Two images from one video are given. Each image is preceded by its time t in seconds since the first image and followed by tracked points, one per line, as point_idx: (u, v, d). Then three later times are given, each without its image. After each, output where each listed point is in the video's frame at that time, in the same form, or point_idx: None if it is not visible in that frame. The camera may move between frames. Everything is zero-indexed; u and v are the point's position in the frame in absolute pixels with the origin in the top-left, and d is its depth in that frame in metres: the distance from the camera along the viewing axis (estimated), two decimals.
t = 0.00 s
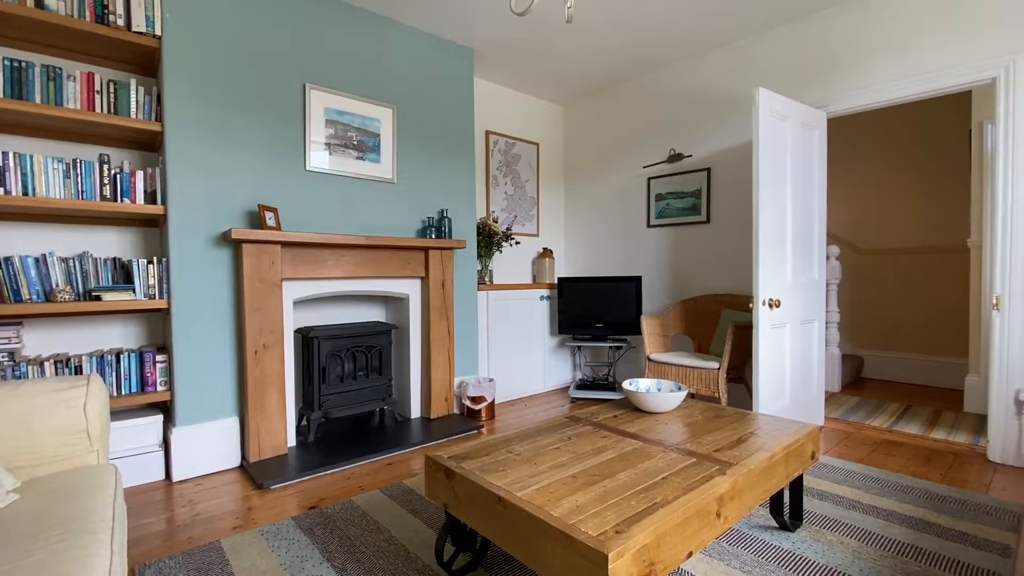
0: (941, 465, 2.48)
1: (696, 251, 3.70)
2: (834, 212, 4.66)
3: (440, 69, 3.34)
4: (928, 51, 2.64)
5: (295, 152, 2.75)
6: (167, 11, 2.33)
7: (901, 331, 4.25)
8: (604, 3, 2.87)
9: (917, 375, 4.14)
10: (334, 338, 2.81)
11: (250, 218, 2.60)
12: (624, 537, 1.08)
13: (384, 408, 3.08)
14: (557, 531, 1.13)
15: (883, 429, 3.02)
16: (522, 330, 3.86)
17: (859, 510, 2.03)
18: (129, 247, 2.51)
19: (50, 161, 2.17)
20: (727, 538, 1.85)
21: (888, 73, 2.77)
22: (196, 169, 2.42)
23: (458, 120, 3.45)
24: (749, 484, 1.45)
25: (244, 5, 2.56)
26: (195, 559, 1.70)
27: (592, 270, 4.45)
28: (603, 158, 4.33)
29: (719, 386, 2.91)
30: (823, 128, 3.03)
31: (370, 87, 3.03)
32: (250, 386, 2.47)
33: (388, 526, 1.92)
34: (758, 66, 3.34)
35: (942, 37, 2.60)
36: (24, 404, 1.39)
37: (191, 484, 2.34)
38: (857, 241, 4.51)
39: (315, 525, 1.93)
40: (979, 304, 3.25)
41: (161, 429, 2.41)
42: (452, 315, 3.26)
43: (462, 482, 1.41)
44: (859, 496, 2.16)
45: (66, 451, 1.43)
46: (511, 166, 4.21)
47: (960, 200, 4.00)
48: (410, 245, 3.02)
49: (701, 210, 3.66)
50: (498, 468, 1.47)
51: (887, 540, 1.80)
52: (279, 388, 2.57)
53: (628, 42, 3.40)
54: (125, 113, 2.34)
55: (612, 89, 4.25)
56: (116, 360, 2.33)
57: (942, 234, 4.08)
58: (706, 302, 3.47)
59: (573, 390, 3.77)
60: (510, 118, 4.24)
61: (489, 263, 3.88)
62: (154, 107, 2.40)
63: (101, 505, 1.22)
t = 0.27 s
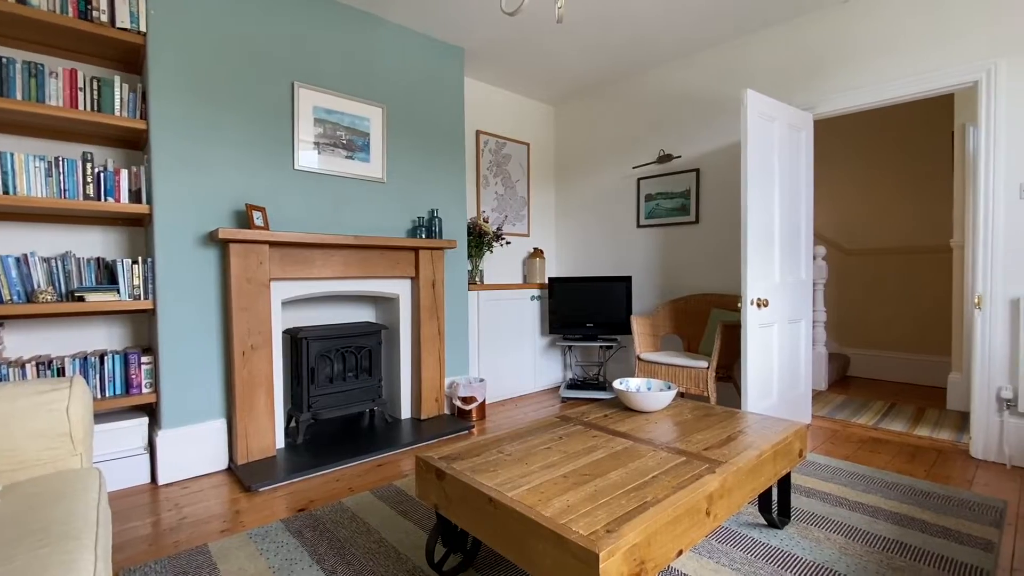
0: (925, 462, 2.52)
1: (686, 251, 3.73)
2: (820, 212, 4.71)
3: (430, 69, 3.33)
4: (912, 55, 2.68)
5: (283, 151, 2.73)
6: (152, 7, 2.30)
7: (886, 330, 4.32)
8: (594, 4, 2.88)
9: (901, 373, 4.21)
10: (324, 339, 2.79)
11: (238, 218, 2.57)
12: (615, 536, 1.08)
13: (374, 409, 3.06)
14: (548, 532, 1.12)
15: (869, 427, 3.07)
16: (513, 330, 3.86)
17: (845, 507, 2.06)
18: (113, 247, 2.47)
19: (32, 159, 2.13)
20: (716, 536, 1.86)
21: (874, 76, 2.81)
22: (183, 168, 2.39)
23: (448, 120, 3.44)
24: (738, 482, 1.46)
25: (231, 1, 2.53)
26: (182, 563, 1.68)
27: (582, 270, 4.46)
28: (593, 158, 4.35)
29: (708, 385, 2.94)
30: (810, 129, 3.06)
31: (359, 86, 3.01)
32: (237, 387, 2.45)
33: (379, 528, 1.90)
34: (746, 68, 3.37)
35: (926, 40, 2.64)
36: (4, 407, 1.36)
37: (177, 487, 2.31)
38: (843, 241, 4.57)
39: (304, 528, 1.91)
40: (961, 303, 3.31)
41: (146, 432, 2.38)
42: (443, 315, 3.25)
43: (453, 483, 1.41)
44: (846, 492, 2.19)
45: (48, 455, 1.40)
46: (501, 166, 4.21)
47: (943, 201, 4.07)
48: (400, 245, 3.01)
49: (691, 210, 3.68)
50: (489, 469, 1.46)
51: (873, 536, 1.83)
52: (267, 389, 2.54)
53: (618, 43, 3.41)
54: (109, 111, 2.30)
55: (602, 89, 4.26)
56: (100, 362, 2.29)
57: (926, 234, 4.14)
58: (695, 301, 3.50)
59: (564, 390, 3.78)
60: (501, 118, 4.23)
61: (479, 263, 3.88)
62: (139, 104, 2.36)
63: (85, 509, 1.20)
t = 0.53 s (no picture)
0: (909, 459, 2.56)
1: (675, 251, 3.75)
2: (808, 213, 4.76)
3: (420, 68, 3.32)
4: (896, 58, 2.72)
5: (271, 149, 2.70)
6: (136, 4, 2.26)
7: (871, 329, 4.38)
8: (584, 4, 2.89)
9: (886, 371, 4.27)
10: (312, 339, 2.77)
11: (224, 217, 2.54)
12: (605, 535, 1.09)
13: (364, 410, 3.04)
14: (539, 531, 1.12)
15: (854, 424, 3.11)
16: (504, 330, 3.86)
17: (832, 504, 2.08)
18: (97, 246, 2.43)
19: (12, 157, 2.08)
20: (706, 534, 1.87)
21: (859, 78, 2.85)
22: (168, 166, 2.36)
23: (438, 120, 3.43)
24: (727, 480, 1.47)
25: None
26: (168, 568, 1.65)
27: (573, 270, 4.47)
28: (584, 158, 4.36)
29: (697, 384, 2.96)
30: (797, 131, 3.10)
31: (349, 85, 2.99)
32: (224, 389, 2.42)
33: (369, 530, 1.89)
34: (735, 70, 3.40)
35: (910, 43, 2.68)
36: None
37: (163, 490, 2.27)
38: (830, 241, 4.63)
39: (293, 530, 1.89)
40: (944, 302, 3.37)
41: (131, 434, 2.34)
42: (433, 315, 3.24)
43: (444, 484, 1.40)
44: (832, 489, 2.22)
45: (30, 459, 1.37)
46: (491, 166, 4.21)
47: (926, 202, 4.13)
48: (390, 245, 2.99)
49: (680, 210, 3.71)
50: (480, 469, 1.46)
51: (859, 532, 1.85)
52: (255, 391, 2.51)
53: (608, 44, 3.42)
54: (92, 108, 2.26)
55: (592, 90, 4.27)
56: (83, 364, 2.25)
57: (910, 235, 4.21)
58: (685, 301, 3.52)
59: (555, 390, 3.79)
60: (491, 117, 4.23)
61: (470, 263, 3.87)
62: (123, 102, 2.33)
63: (68, 513, 1.18)
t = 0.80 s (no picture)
0: (894, 456, 2.61)
1: (664, 251, 3.78)
2: (794, 213, 4.82)
3: (409, 67, 3.30)
4: (881, 61, 2.77)
5: (258, 148, 2.67)
6: None
7: (857, 328, 4.44)
8: (574, 4, 2.89)
9: (871, 370, 4.34)
10: (301, 340, 2.74)
11: (211, 217, 2.51)
12: (596, 534, 1.09)
13: (353, 411, 3.02)
14: (529, 531, 1.12)
15: (840, 422, 3.16)
16: (494, 330, 3.86)
17: (819, 501, 2.11)
18: (79, 246, 2.38)
19: None
20: (695, 532, 1.89)
21: (845, 80, 2.89)
22: (152, 165, 2.32)
23: (428, 119, 3.41)
24: (717, 478, 1.48)
25: None
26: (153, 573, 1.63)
27: (563, 270, 4.48)
28: (573, 159, 4.37)
29: (686, 383, 2.98)
30: (784, 132, 3.14)
31: (337, 84, 2.96)
32: (211, 390, 2.38)
33: (358, 532, 1.88)
34: (723, 71, 3.43)
35: (894, 47, 2.72)
36: None
37: (148, 494, 2.24)
38: (815, 242, 4.69)
39: (281, 533, 1.87)
40: (926, 301, 3.43)
41: (114, 438, 2.30)
42: (423, 315, 3.22)
43: (434, 485, 1.39)
44: (819, 487, 2.24)
45: (11, 463, 1.34)
46: (482, 165, 4.20)
47: (909, 203, 4.21)
48: (379, 245, 2.97)
49: (669, 211, 3.73)
50: (471, 469, 1.46)
51: (845, 528, 1.88)
52: (242, 392, 2.48)
53: (598, 44, 3.43)
54: (74, 105, 2.22)
55: (582, 90, 4.28)
56: (65, 366, 2.20)
57: (893, 235, 4.28)
58: (674, 301, 3.55)
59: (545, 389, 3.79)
60: (481, 117, 4.22)
61: (460, 263, 3.86)
62: (106, 99, 2.29)
63: (49, 519, 1.15)
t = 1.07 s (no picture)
0: (878, 453, 2.65)
1: (654, 251, 3.80)
2: (781, 214, 4.88)
3: (399, 66, 3.29)
4: (865, 63, 2.81)
5: (245, 147, 2.64)
6: None
7: (842, 327, 4.51)
8: (564, 4, 2.90)
9: (856, 368, 4.40)
10: (288, 341, 2.72)
11: (197, 216, 2.47)
12: (587, 534, 1.09)
13: (342, 412, 3.00)
14: (520, 531, 1.12)
15: (826, 420, 3.20)
16: (484, 330, 3.85)
17: (806, 498, 2.13)
18: (60, 246, 2.34)
19: None
20: (685, 530, 1.90)
21: (831, 83, 2.93)
22: (137, 163, 2.28)
23: (417, 119, 3.40)
24: (706, 476, 1.50)
25: None
26: None
27: (553, 270, 4.49)
28: (563, 159, 4.38)
29: (675, 382, 3.00)
30: (771, 134, 3.17)
31: (326, 83, 2.94)
32: (197, 392, 2.35)
33: (347, 534, 1.86)
34: (711, 73, 3.46)
35: (879, 50, 2.77)
36: None
37: (132, 498, 2.20)
38: (802, 242, 4.75)
39: (269, 536, 1.85)
40: (910, 300, 3.49)
41: (97, 441, 2.26)
42: (412, 316, 3.21)
43: (424, 486, 1.39)
44: (806, 484, 2.27)
45: None
46: (471, 165, 4.19)
47: (893, 204, 4.28)
48: (368, 245, 2.95)
49: (658, 211, 3.76)
50: (462, 470, 1.45)
51: (832, 525, 1.90)
52: (229, 394, 2.45)
53: (587, 45, 3.45)
54: (56, 102, 2.17)
55: (572, 90, 4.29)
56: (46, 368, 2.16)
57: (877, 235, 4.35)
58: (663, 301, 3.57)
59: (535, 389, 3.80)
60: (471, 117, 4.22)
61: (450, 263, 3.85)
62: (88, 96, 2.24)
63: (30, 524, 1.12)
